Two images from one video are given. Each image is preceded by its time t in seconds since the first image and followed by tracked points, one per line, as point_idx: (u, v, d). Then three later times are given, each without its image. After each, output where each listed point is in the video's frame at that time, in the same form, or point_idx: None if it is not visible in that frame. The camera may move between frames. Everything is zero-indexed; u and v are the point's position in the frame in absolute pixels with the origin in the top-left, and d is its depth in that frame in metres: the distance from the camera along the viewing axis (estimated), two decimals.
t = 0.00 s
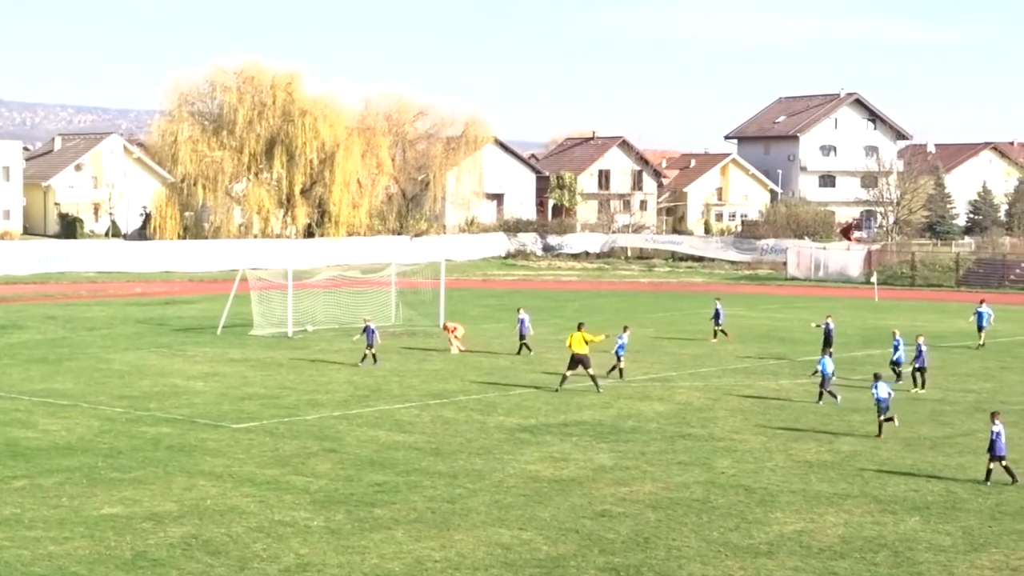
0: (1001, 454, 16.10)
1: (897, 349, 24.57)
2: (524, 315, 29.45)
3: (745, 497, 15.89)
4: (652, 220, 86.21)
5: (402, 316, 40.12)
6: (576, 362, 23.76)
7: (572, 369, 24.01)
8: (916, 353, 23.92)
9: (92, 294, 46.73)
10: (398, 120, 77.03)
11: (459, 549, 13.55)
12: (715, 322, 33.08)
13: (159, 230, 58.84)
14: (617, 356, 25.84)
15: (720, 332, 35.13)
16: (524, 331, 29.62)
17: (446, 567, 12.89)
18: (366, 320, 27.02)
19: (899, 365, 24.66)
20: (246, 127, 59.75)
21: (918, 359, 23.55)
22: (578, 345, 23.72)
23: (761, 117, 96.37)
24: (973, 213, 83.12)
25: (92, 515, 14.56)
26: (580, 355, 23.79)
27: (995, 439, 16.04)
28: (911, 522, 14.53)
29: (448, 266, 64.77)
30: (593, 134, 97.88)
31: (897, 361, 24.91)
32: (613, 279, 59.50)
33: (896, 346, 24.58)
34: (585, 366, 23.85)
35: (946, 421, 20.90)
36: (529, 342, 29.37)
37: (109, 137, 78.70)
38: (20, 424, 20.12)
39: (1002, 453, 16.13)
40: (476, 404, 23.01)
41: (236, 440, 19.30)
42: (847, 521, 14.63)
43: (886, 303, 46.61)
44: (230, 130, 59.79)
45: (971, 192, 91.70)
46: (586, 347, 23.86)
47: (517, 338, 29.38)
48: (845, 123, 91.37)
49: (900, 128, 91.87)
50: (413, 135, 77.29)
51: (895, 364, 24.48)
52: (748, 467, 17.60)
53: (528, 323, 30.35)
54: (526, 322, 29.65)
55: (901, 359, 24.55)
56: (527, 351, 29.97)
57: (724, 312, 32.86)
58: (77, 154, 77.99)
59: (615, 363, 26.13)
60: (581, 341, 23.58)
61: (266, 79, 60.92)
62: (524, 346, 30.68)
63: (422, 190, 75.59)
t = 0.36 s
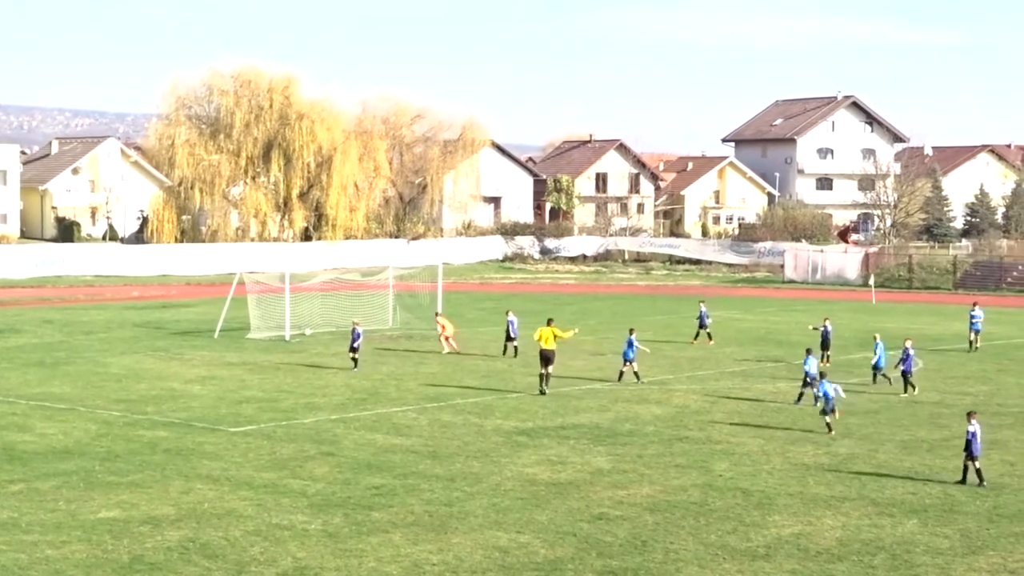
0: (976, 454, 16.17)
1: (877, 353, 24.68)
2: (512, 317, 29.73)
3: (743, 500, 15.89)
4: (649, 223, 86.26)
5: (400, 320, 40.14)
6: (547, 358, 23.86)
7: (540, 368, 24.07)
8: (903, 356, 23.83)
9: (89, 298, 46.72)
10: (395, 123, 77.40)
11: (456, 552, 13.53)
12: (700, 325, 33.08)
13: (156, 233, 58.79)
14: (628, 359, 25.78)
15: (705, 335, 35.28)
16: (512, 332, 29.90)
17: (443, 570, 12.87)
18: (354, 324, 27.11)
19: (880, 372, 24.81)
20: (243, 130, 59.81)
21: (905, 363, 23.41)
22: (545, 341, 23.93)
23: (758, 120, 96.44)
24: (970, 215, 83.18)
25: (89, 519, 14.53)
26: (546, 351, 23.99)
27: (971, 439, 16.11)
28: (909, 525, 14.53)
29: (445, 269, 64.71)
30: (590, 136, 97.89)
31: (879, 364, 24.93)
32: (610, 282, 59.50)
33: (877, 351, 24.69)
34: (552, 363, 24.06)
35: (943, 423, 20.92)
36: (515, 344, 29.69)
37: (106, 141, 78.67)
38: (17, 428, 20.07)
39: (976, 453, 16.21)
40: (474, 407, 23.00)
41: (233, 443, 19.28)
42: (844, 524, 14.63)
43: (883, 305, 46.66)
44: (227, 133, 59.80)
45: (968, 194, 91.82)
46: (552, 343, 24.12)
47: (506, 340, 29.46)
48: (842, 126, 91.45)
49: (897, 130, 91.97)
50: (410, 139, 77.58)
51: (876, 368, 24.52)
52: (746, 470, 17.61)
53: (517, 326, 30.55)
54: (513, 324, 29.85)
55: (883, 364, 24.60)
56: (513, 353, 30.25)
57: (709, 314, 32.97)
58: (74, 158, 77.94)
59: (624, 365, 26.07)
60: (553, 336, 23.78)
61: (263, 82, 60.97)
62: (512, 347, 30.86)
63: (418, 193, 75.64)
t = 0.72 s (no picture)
0: (952, 451, 16.27)
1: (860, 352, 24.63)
2: (500, 320, 29.98)
3: (740, 500, 15.90)
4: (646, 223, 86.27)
5: (397, 321, 40.15)
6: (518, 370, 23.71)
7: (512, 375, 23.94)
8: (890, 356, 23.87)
9: (86, 299, 46.70)
10: (392, 124, 77.41)
11: (454, 554, 13.53)
12: (685, 324, 33.31)
13: (153, 235, 58.76)
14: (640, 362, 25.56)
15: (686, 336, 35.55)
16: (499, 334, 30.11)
17: (441, 571, 12.87)
18: (341, 328, 27.03)
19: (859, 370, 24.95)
20: (239, 131, 59.85)
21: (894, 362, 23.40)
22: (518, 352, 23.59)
23: (754, 120, 96.60)
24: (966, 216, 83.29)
25: (87, 521, 14.52)
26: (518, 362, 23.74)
27: (948, 436, 16.20)
28: (906, 525, 14.54)
29: (442, 270, 64.70)
30: (587, 136, 97.96)
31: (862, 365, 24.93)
32: (607, 283, 59.49)
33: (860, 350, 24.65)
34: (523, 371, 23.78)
35: (941, 423, 20.94)
36: (502, 345, 29.97)
37: (103, 142, 78.60)
38: (13, 430, 20.04)
39: (953, 450, 16.30)
40: (471, 408, 23.00)
41: (231, 445, 19.27)
42: (842, 524, 14.64)
43: (880, 305, 46.71)
44: (224, 135, 59.84)
45: (964, 194, 91.90)
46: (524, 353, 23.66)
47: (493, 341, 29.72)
48: (839, 126, 91.66)
49: (893, 130, 92.13)
50: (407, 140, 77.58)
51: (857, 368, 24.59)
52: (743, 470, 17.62)
53: (504, 328, 30.82)
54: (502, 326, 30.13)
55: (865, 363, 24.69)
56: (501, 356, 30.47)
57: (690, 314, 33.21)
58: (70, 159, 77.97)
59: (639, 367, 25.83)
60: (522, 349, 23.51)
61: (260, 84, 61.02)
62: (500, 350, 31.04)
63: (415, 194, 75.91)
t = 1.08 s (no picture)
0: (932, 451, 16.36)
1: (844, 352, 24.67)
2: (490, 320, 29.93)
3: (739, 499, 15.89)
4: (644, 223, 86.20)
5: (395, 321, 40.12)
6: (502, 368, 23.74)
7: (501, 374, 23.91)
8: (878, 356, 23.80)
9: (84, 299, 46.67)
10: (390, 124, 77.33)
11: (453, 554, 13.52)
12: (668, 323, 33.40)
13: (151, 234, 58.70)
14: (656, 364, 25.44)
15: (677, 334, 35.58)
16: (489, 333, 30.17)
17: (440, 572, 12.87)
18: (331, 328, 26.90)
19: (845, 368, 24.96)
20: (237, 131, 59.84)
21: (882, 363, 23.40)
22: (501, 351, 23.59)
23: (752, 120, 96.63)
24: (964, 215, 83.36)
25: (85, 522, 14.51)
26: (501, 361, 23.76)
27: (926, 436, 16.29)
28: (905, 525, 14.55)
29: (440, 270, 64.68)
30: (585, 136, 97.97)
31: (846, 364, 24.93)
32: (605, 283, 59.43)
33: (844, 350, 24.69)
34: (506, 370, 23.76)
35: (939, 423, 20.93)
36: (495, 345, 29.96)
37: (100, 143, 78.47)
38: (10, 431, 20.02)
39: (931, 449, 16.40)
40: (469, 408, 22.98)
41: (229, 445, 19.26)
42: (840, 523, 14.65)
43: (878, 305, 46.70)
44: (222, 135, 59.77)
45: (962, 194, 91.88)
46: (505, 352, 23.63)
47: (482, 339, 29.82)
48: (836, 125, 91.63)
49: (891, 129, 92.09)
50: (405, 140, 77.47)
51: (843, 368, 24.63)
52: (741, 469, 17.62)
53: (493, 327, 30.77)
54: (491, 326, 30.13)
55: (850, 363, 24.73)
56: (493, 357, 30.45)
57: (674, 315, 33.32)
58: (68, 160, 77.89)
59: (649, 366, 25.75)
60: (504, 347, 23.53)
61: (258, 84, 60.95)
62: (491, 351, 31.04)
63: (413, 194, 75.84)
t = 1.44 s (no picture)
0: (908, 448, 16.43)
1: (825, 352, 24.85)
2: (478, 319, 29.96)
3: (734, 499, 15.90)
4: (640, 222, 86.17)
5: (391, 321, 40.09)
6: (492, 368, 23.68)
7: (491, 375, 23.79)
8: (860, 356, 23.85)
9: (80, 300, 46.62)
10: (385, 124, 77.31)
11: (448, 553, 13.52)
12: (652, 323, 33.43)
13: (147, 235, 58.67)
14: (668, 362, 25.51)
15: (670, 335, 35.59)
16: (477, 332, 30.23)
17: (436, 571, 12.86)
18: (321, 330, 26.74)
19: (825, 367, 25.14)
20: (233, 132, 59.79)
21: (864, 364, 23.39)
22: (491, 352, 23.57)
23: (748, 119, 96.71)
24: (960, 214, 83.46)
25: (81, 522, 14.50)
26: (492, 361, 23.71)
27: (902, 433, 16.35)
28: (901, 523, 14.56)
29: (436, 270, 64.69)
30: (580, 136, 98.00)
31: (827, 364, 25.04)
32: (602, 283, 59.45)
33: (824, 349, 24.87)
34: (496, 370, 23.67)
35: (935, 422, 20.94)
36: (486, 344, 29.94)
37: (96, 143, 78.66)
38: (6, 431, 20.00)
39: (908, 446, 16.47)
40: (465, 408, 22.97)
41: (225, 445, 19.25)
42: (836, 523, 14.66)
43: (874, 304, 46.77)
44: (217, 135, 59.76)
45: (958, 193, 92.00)
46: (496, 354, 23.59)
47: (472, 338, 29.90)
48: (833, 124, 91.59)
49: (887, 128, 92.03)
50: (400, 139, 77.44)
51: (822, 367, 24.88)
52: (737, 469, 17.62)
53: (482, 325, 30.78)
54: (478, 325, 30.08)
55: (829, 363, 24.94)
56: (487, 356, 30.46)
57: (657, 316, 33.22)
58: (64, 160, 77.84)
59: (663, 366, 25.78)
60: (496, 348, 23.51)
61: (253, 84, 60.85)
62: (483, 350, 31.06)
63: (409, 194, 75.70)
